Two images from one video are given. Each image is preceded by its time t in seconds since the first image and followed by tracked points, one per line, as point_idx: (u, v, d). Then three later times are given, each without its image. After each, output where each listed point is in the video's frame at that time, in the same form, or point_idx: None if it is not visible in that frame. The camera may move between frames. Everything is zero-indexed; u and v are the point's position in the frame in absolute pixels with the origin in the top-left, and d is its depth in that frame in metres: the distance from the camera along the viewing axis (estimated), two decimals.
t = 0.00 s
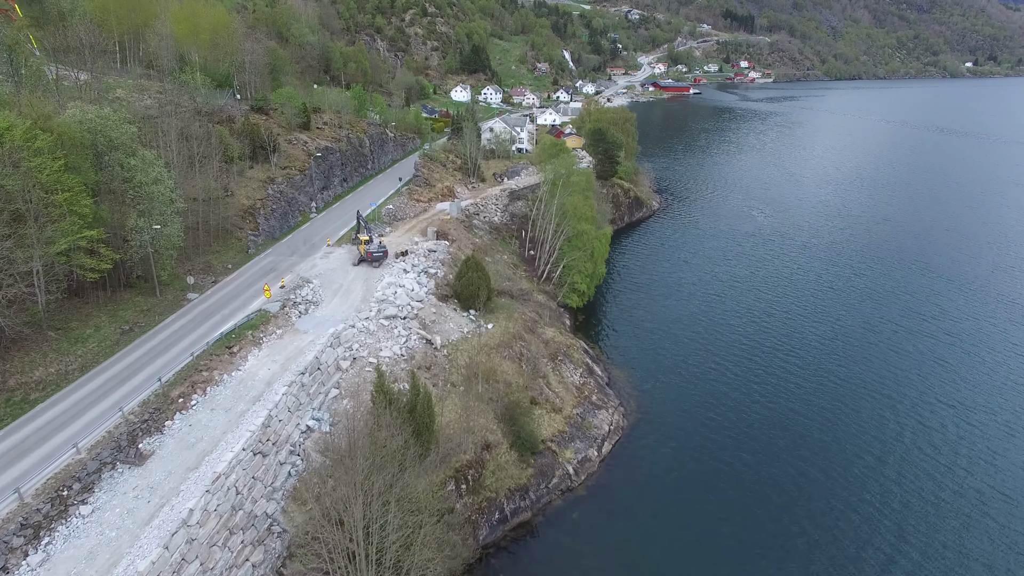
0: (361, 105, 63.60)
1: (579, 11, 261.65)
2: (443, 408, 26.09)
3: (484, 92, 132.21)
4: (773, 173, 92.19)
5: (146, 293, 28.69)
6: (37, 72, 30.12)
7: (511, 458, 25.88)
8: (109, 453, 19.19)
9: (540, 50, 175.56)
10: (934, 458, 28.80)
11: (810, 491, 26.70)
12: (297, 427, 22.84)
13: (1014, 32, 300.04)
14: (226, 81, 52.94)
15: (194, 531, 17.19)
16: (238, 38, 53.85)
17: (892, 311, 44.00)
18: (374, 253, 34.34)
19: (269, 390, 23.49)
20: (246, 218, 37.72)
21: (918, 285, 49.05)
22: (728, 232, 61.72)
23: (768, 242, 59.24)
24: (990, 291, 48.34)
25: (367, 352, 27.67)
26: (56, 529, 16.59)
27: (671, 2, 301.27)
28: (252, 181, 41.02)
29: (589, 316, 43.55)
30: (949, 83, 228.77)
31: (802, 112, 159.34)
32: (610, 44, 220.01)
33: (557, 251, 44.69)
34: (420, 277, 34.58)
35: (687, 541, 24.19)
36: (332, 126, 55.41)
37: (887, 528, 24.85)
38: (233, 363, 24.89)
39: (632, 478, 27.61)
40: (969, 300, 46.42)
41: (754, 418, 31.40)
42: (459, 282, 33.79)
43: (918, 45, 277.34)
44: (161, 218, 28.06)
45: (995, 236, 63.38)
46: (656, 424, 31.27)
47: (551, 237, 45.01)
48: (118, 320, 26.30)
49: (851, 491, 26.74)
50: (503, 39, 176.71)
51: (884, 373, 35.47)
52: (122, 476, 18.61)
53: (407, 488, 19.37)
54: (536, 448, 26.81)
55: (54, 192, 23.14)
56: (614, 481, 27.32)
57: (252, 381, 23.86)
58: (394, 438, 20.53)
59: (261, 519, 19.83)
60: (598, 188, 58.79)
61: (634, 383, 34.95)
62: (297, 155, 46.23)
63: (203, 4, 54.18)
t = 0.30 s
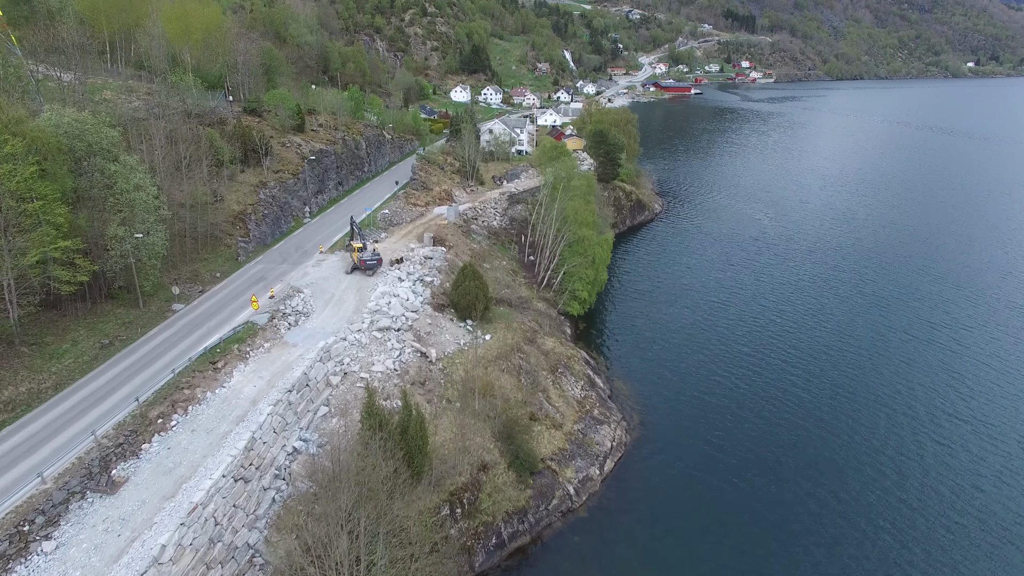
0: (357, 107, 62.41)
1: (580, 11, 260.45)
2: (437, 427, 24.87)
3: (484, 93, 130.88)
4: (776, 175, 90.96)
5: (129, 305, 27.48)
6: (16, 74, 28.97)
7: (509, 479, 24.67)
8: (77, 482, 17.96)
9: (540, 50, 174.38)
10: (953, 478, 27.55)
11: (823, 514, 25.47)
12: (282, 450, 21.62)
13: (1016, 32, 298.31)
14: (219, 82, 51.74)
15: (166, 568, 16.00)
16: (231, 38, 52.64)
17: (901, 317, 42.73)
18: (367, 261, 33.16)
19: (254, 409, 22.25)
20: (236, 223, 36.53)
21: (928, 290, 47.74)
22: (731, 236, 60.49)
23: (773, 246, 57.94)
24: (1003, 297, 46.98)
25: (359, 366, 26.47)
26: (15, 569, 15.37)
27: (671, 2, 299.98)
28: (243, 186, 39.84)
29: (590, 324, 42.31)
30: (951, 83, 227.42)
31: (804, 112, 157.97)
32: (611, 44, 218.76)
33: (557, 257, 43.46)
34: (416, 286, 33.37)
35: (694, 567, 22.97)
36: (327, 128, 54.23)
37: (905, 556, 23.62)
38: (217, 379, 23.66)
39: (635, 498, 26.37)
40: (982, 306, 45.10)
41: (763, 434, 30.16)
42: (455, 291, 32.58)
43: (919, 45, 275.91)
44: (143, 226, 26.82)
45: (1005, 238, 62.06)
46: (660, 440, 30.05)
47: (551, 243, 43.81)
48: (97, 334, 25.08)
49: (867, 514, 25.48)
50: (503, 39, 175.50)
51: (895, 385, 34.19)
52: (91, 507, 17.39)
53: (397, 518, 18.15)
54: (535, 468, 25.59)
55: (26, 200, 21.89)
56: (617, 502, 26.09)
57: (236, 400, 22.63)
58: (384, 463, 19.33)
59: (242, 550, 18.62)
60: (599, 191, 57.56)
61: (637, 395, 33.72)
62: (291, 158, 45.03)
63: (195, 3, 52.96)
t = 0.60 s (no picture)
0: (353, 108, 61.17)
1: (581, 11, 259.17)
2: (431, 447, 23.62)
3: (484, 93, 129.65)
4: (779, 177, 89.69)
5: (108, 318, 26.22)
6: None
7: (507, 502, 23.43)
8: (41, 517, 16.74)
9: (541, 50, 173.25)
10: (972, 499, 26.35)
11: (838, 539, 24.25)
12: (266, 474, 20.38)
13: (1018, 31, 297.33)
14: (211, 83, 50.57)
15: None
16: (224, 38, 51.41)
17: (911, 325, 41.53)
18: (360, 269, 31.92)
19: (237, 431, 21.00)
20: (226, 229, 35.30)
21: (937, 296, 46.49)
22: (735, 240, 59.27)
23: (778, 250, 56.68)
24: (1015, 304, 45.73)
25: (350, 383, 25.22)
26: None
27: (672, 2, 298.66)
28: (234, 191, 38.62)
29: (591, 333, 41.06)
30: (953, 83, 225.99)
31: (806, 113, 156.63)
32: (612, 43, 217.59)
33: (558, 264, 42.22)
34: (411, 295, 32.12)
35: None
36: (323, 130, 53.01)
37: None
38: (199, 398, 22.41)
39: (640, 521, 25.07)
40: (994, 313, 43.84)
41: (773, 452, 28.87)
42: (451, 301, 31.29)
43: (921, 45, 274.40)
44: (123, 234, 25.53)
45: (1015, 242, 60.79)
46: (665, 458, 28.78)
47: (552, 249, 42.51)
48: (73, 349, 23.85)
49: (885, 537, 24.30)
50: (503, 39, 174.38)
51: (908, 398, 33.05)
52: (55, 543, 16.21)
53: (386, 553, 16.91)
54: (535, 490, 24.33)
55: None
56: (620, 525, 24.83)
57: (218, 421, 21.39)
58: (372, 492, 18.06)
59: None
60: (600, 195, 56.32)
61: (641, 409, 32.43)
62: (283, 161, 43.78)
63: (188, 3, 51.80)
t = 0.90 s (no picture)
0: (350, 109, 60.00)
1: (581, 11, 258.05)
2: (424, 470, 22.42)
3: (484, 93, 128.50)
4: (782, 179, 88.54)
5: (86, 332, 25.03)
6: None
7: (504, 528, 22.23)
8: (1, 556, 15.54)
9: (541, 50, 172.19)
10: (995, 523, 25.18)
11: (853, 567, 22.99)
12: (248, 502, 19.16)
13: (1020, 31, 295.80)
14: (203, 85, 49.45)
15: None
16: (217, 38, 50.23)
17: (922, 333, 40.47)
18: (353, 278, 30.72)
19: (217, 455, 19.80)
20: (216, 236, 34.15)
21: (949, 304, 45.30)
22: (739, 244, 58.19)
23: (784, 255, 55.48)
24: None
25: (340, 400, 24.04)
26: None
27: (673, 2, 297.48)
28: (224, 196, 37.47)
29: (593, 342, 39.88)
30: (955, 83, 224.60)
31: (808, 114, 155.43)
32: (613, 43, 216.58)
33: (558, 271, 41.01)
34: (406, 305, 30.93)
35: None
36: (318, 133, 51.83)
37: None
38: (179, 419, 21.22)
39: (644, 548, 23.84)
40: (1007, 322, 42.64)
41: (783, 471, 27.68)
42: (447, 312, 30.08)
43: (923, 45, 273.04)
44: (101, 243, 24.29)
45: None
46: (670, 477, 27.58)
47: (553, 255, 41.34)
48: (47, 366, 22.63)
49: (903, 565, 23.12)
50: (503, 39, 173.40)
51: (923, 412, 31.89)
52: None
53: None
54: (534, 515, 23.11)
55: None
56: (623, 551, 23.63)
57: (197, 444, 20.18)
58: (359, 528, 16.80)
59: None
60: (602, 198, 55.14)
61: (644, 425, 31.23)
62: (276, 165, 42.63)
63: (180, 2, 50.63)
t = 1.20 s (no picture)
0: (346, 111, 58.78)
1: (582, 11, 256.86)
2: (416, 496, 21.20)
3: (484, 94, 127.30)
4: (785, 181, 87.37)
5: (62, 348, 23.81)
6: None
7: (501, 555, 20.98)
8: None
9: (542, 51, 171.07)
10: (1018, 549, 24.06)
11: None
12: (227, 534, 17.92)
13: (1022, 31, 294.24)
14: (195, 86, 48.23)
15: None
16: (209, 38, 49.00)
17: (933, 342, 39.37)
18: (345, 288, 29.48)
19: (195, 482, 18.57)
20: (204, 243, 32.96)
21: (959, 312, 44.14)
22: (743, 249, 57.01)
23: (789, 260, 54.31)
24: None
25: (329, 419, 22.83)
26: None
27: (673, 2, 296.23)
28: (213, 201, 36.27)
29: (594, 352, 38.67)
30: (957, 83, 223.26)
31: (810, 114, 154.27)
32: (614, 44, 215.53)
33: (558, 278, 39.80)
34: (400, 316, 29.71)
35: None
36: (312, 135, 50.62)
37: None
38: (156, 441, 19.99)
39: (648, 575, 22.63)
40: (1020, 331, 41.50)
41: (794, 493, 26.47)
42: (443, 323, 28.86)
43: (924, 45, 271.58)
44: (76, 255, 22.99)
45: None
46: (675, 499, 26.37)
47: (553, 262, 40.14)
48: (18, 385, 21.41)
49: None
50: (503, 39, 172.31)
51: (938, 428, 30.74)
52: None
53: None
54: (532, 542, 21.87)
55: None
56: None
57: (174, 471, 18.94)
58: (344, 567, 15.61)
59: None
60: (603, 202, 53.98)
61: (648, 441, 30.00)
62: (268, 168, 41.42)
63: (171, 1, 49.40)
